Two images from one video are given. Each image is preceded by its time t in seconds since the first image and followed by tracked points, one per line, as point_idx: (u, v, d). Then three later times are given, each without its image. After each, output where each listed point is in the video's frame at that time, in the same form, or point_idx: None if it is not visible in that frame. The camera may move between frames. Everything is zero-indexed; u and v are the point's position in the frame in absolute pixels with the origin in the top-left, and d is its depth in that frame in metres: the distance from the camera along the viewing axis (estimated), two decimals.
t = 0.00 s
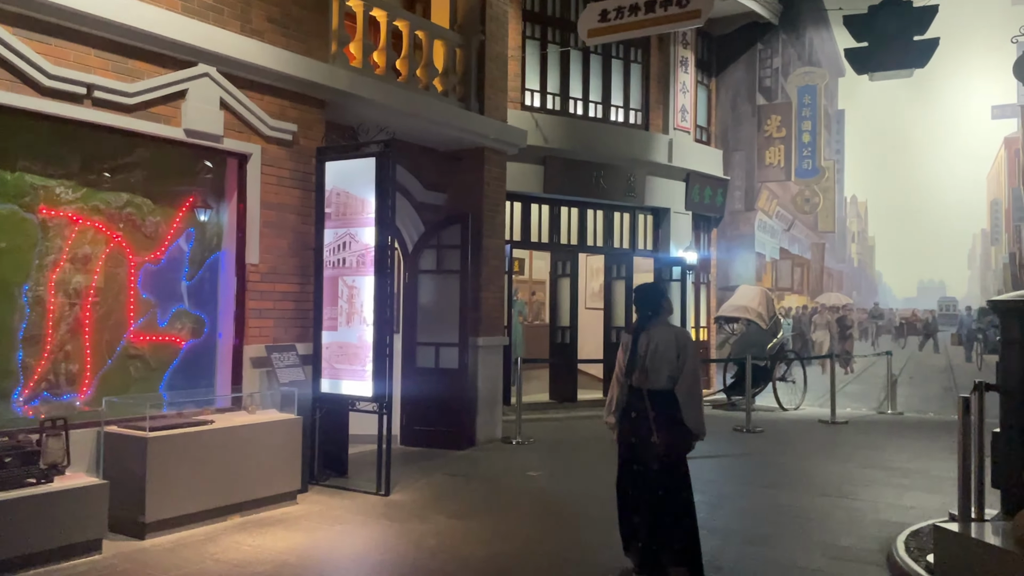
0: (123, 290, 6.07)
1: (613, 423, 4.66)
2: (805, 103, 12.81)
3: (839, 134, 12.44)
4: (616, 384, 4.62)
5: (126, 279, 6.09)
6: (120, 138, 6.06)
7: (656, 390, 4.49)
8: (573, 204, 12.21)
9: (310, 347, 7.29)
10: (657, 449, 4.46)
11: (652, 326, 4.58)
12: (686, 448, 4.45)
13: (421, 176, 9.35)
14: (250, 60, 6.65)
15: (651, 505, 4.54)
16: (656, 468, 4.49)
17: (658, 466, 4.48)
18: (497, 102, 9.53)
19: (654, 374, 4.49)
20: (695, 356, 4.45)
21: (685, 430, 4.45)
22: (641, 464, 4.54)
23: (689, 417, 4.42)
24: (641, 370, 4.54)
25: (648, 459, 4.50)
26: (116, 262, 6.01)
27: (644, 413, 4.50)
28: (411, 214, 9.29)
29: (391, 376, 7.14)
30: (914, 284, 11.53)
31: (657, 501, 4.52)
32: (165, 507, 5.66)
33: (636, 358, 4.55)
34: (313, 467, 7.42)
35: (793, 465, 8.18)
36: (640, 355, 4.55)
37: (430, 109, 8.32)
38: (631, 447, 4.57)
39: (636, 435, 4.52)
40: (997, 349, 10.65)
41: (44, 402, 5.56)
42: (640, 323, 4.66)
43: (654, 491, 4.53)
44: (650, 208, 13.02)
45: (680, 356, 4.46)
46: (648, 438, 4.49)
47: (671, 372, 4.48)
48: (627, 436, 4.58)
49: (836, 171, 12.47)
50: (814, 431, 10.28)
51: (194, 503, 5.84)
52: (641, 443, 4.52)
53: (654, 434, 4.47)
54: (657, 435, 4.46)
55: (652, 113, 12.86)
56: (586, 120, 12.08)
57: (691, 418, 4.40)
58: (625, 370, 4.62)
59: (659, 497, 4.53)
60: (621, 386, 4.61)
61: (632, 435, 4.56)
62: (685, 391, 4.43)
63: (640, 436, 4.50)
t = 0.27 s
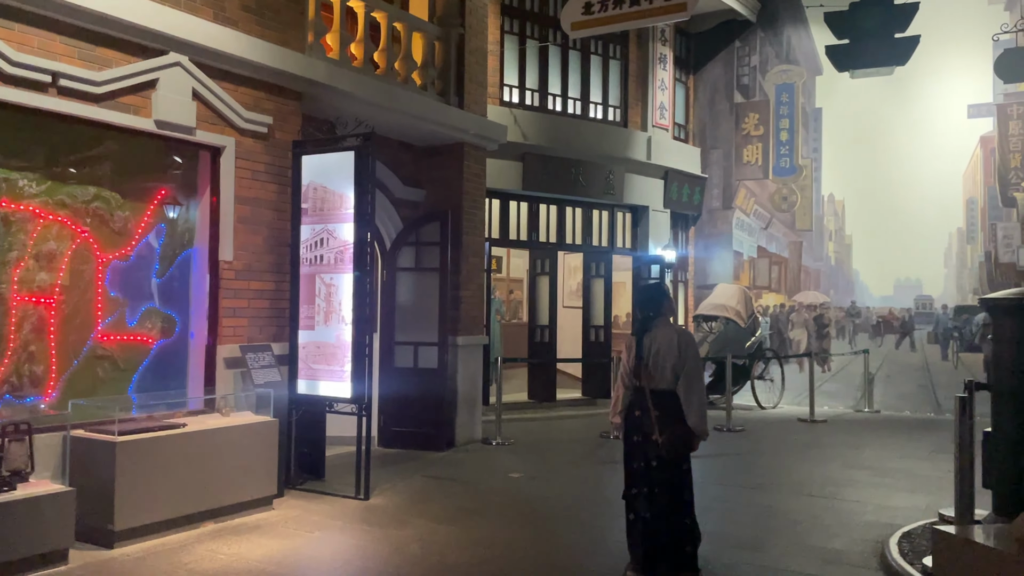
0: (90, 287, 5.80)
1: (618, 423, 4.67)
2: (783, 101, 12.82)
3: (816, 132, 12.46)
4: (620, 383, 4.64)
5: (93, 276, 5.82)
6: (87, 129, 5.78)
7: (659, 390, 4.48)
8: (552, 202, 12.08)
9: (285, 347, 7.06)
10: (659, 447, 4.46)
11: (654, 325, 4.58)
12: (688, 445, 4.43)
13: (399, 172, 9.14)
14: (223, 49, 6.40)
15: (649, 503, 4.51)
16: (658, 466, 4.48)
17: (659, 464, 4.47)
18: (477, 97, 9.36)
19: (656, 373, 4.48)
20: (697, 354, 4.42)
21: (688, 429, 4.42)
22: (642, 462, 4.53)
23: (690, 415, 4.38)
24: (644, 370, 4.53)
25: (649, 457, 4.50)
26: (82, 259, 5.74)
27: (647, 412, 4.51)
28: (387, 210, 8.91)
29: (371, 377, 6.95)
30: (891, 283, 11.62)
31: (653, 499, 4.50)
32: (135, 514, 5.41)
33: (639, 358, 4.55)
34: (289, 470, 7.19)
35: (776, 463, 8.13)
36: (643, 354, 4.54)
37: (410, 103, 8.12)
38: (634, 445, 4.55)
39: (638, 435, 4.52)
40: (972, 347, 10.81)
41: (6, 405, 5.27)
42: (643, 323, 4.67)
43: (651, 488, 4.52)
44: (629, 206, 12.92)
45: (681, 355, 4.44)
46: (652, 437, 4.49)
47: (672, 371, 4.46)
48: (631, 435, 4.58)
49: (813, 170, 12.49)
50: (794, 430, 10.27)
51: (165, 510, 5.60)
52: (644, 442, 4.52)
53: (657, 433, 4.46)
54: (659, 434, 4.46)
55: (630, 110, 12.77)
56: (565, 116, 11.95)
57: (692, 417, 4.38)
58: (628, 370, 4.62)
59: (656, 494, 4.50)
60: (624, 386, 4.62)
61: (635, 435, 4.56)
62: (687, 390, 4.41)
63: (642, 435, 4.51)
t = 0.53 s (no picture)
0: (49, 284, 5.51)
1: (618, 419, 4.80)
2: (755, 100, 12.82)
3: (787, 131, 12.55)
4: (618, 379, 4.77)
5: (53, 272, 5.53)
6: (48, 118, 5.48)
7: (658, 384, 4.62)
8: (525, 199, 11.95)
9: (256, 347, 6.81)
10: (662, 441, 4.62)
11: (649, 320, 4.72)
12: (687, 438, 4.59)
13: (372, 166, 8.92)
14: (191, 37, 6.14)
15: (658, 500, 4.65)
16: (664, 460, 4.64)
17: (664, 458, 4.64)
18: (451, 91, 9.19)
19: (653, 368, 4.62)
20: (693, 347, 4.56)
21: (688, 421, 4.57)
22: (648, 457, 4.68)
23: (690, 407, 4.53)
24: (642, 366, 4.67)
25: (654, 452, 4.66)
26: (42, 254, 5.45)
27: (648, 406, 4.65)
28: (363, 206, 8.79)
29: (345, 378, 6.72)
30: (862, 282, 11.72)
31: (661, 497, 4.65)
32: (98, 523, 5.14)
33: (636, 355, 4.69)
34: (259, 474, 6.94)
35: (753, 462, 8.12)
36: (640, 351, 4.68)
37: (384, 96, 7.91)
38: (635, 440, 4.72)
39: (640, 430, 4.67)
40: (941, 345, 11.01)
41: None
42: (637, 319, 4.80)
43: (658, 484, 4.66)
44: (602, 204, 12.85)
45: (678, 349, 4.57)
46: (653, 431, 4.65)
47: (669, 365, 4.61)
48: (633, 430, 4.72)
49: (785, 169, 12.57)
50: (767, 428, 10.28)
51: (131, 518, 5.34)
52: (645, 437, 4.68)
53: (658, 426, 4.61)
54: (661, 428, 4.60)
55: (603, 108, 12.69)
56: (539, 113, 11.82)
57: (692, 408, 4.53)
58: (626, 367, 4.76)
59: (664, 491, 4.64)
60: (623, 381, 4.75)
61: (637, 429, 4.70)
62: (684, 383, 4.56)
63: (645, 430, 4.66)
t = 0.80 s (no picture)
0: (6, 282, 5.18)
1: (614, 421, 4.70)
2: (732, 97, 12.76)
3: (764, 129, 12.52)
4: (616, 380, 4.68)
5: (11, 270, 5.21)
6: (5, 106, 5.15)
7: (660, 384, 4.60)
8: (502, 195, 11.76)
9: (225, 348, 6.56)
10: (667, 443, 4.59)
11: (647, 320, 4.68)
12: (686, 440, 4.58)
13: (347, 160, 8.66)
14: (159, 23, 5.84)
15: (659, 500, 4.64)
16: (669, 462, 4.60)
17: (670, 459, 4.60)
18: (428, 84, 8.96)
19: (655, 369, 4.58)
20: (691, 347, 4.61)
21: (690, 421, 4.60)
22: (651, 460, 4.61)
23: (693, 407, 4.56)
24: (643, 366, 4.61)
25: (656, 454, 4.60)
26: None
27: (649, 407, 4.60)
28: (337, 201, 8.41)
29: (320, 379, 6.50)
30: (836, 280, 11.79)
31: (661, 498, 4.63)
32: (59, 535, 4.85)
33: (636, 354, 4.62)
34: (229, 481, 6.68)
35: (736, 462, 8.03)
36: (641, 351, 4.62)
37: (360, 87, 7.67)
38: (636, 443, 4.61)
39: (641, 432, 4.60)
40: (917, 344, 11.10)
41: None
42: (634, 319, 4.72)
43: (658, 485, 4.63)
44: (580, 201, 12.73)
45: (679, 349, 4.59)
46: (654, 432, 4.59)
47: (670, 365, 4.59)
48: (632, 432, 4.63)
49: (762, 167, 12.54)
50: (746, 427, 10.23)
51: (95, 528, 5.06)
52: (644, 438, 4.60)
53: (662, 427, 4.58)
54: (665, 428, 4.58)
55: (581, 103, 12.54)
56: (516, 108, 11.63)
57: (695, 407, 4.56)
58: (624, 367, 4.67)
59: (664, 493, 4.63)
60: (621, 382, 4.67)
61: (637, 431, 4.62)
62: (687, 382, 4.58)
63: (648, 431, 4.60)
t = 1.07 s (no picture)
0: None
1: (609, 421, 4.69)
2: (707, 93, 12.66)
3: (739, 126, 12.50)
4: (612, 379, 4.66)
5: None
6: None
7: (656, 382, 4.66)
8: (476, 190, 11.59)
9: (193, 345, 6.28)
10: (664, 438, 4.65)
11: (642, 319, 4.73)
12: (679, 436, 4.67)
13: (319, 152, 8.42)
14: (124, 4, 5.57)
15: (654, 493, 4.68)
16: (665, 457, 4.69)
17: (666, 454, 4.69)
18: (403, 75, 8.75)
19: (651, 366, 4.63)
20: (684, 346, 4.72)
21: (684, 417, 4.68)
22: (648, 455, 4.67)
23: (688, 403, 4.65)
24: (638, 365, 4.64)
25: (654, 449, 4.66)
26: None
27: (645, 404, 4.64)
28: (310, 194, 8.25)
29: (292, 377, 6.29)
30: (811, 277, 11.83)
31: (659, 491, 4.69)
32: (14, 543, 4.58)
33: (633, 353, 4.65)
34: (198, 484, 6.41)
35: (715, 459, 7.96)
36: (637, 349, 4.65)
37: (333, 77, 7.44)
38: (633, 440, 4.65)
39: (638, 428, 4.64)
40: (889, 340, 11.15)
41: None
42: (627, 318, 4.76)
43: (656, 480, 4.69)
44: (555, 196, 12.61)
45: (675, 347, 4.68)
46: (650, 428, 4.65)
47: (666, 363, 4.67)
48: (629, 429, 4.67)
49: (737, 163, 12.50)
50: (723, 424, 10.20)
51: (53, 535, 4.79)
52: (642, 435, 4.65)
53: (660, 423, 4.64)
54: (662, 425, 4.63)
55: (557, 97, 12.41)
56: (492, 101, 11.46)
57: (689, 404, 4.66)
58: (619, 366, 4.67)
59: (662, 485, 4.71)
60: (617, 381, 4.67)
61: (633, 428, 4.66)
62: (681, 380, 4.68)
63: (645, 428, 4.64)
